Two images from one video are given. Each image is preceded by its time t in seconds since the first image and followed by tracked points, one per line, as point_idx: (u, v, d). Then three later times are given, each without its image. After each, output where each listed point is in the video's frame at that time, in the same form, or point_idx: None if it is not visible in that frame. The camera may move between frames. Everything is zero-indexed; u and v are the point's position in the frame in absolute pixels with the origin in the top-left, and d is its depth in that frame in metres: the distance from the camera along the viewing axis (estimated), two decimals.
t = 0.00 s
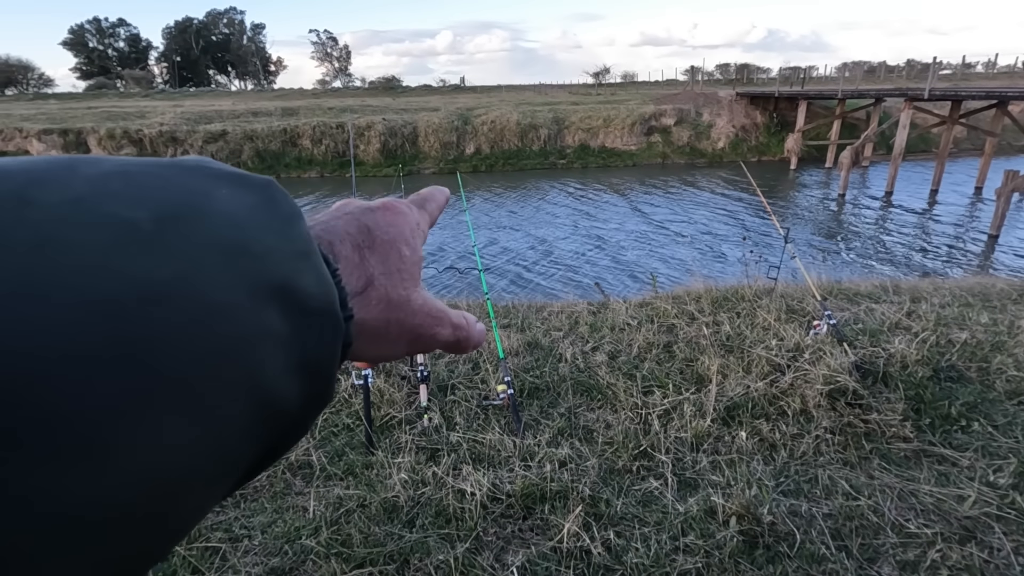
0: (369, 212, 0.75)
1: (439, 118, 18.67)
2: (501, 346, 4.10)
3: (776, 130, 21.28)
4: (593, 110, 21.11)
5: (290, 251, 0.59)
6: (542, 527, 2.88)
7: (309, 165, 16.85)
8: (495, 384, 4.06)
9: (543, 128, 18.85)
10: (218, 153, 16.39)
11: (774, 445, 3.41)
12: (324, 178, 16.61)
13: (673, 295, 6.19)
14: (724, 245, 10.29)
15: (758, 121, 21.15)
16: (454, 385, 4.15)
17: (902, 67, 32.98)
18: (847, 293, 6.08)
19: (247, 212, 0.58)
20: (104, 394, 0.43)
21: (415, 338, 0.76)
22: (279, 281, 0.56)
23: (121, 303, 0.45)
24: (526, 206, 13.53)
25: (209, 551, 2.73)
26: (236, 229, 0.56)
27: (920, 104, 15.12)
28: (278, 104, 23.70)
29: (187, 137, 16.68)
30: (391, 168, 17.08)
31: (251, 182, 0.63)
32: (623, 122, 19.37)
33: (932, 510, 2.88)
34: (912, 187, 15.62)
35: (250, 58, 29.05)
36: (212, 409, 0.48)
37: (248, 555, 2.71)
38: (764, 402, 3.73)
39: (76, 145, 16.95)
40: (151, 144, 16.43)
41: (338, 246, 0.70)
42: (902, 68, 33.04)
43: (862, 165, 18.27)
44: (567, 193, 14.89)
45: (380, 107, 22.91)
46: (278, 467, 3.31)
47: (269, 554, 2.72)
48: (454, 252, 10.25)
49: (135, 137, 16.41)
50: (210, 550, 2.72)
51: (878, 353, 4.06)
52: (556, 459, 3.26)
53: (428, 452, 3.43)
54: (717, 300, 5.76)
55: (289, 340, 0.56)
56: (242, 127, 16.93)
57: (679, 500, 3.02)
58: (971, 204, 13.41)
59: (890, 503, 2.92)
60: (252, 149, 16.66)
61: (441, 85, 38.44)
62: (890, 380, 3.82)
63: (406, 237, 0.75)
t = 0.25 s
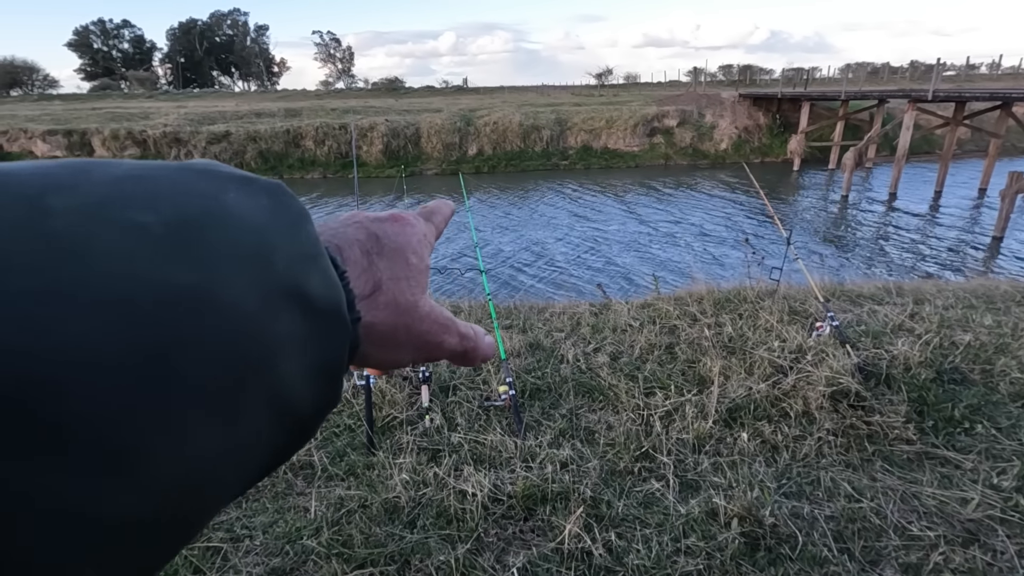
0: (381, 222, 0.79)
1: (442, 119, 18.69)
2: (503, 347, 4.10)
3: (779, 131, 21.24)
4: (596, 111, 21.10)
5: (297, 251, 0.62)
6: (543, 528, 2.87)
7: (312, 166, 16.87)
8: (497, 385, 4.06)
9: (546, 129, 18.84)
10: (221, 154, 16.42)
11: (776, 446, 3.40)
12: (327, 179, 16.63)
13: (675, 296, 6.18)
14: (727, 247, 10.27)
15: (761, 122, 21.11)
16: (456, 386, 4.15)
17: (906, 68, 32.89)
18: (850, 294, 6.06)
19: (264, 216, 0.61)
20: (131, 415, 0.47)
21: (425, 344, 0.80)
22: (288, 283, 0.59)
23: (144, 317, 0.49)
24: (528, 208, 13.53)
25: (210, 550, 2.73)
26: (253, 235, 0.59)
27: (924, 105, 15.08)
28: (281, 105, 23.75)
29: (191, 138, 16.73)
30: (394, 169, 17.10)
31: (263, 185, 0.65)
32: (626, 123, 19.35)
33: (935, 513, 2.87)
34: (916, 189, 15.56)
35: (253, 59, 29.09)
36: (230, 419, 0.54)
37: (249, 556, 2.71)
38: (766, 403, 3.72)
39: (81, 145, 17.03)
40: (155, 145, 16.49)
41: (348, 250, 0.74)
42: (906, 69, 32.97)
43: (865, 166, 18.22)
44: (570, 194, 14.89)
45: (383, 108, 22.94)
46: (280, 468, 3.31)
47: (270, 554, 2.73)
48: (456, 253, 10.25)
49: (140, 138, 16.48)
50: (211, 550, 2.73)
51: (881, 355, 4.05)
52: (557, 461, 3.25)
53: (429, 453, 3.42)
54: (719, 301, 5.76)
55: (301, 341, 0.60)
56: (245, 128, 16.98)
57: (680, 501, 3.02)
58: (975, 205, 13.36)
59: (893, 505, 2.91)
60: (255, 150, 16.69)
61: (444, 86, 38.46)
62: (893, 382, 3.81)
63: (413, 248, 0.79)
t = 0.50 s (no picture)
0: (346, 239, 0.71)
1: (445, 120, 18.71)
2: (505, 347, 4.10)
3: (783, 132, 21.21)
4: (599, 112, 21.09)
5: (271, 273, 0.54)
6: (546, 529, 2.87)
7: (316, 166, 16.91)
8: (500, 386, 4.05)
9: (549, 130, 18.85)
10: (225, 155, 16.48)
11: (779, 448, 3.39)
12: (330, 180, 16.66)
13: (679, 297, 6.17)
14: (730, 248, 10.25)
15: (764, 123, 21.09)
16: (459, 386, 4.15)
17: (910, 69, 32.81)
18: (854, 296, 6.04)
19: (235, 236, 0.54)
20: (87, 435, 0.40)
21: (399, 362, 0.72)
22: (260, 301, 0.52)
23: (109, 339, 0.42)
24: (532, 208, 13.54)
25: (214, 549, 2.74)
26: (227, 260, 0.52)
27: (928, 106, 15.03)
28: (285, 105, 23.83)
29: (195, 138, 16.79)
30: (397, 170, 17.13)
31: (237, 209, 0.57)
32: (629, 124, 19.35)
33: (940, 515, 2.86)
34: (920, 190, 15.51)
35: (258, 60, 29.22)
36: (197, 438, 0.47)
37: (253, 555, 2.72)
38: (769, 405, 3.71)
39: (85, 146, 17.10)
40: (159, 146, 16.56)
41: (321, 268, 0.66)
42: (910, 70, 32.90)
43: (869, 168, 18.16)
44: (573, 195, 14.88)
45: (386, 109, 22.99)
46: (283, 467, 3.32)
47: (273, 553, 2.73)
48: (459, 253, 10.25)
49: (144, 138, 16.54)
50: (214, 550, 2.73)
51: (886, 356, 4.04)
52: (560, 461, 3.25)
53: (432, 453, 3.42)
54: (722, 302, 5.74)
55: (279, 358, 0.53)
56: (249, 129, 17.04)
57: (684, 502, 3.01)
58: (979, 207, 13.30)
59: (897, 508, 2.90)
60: (258, 151, 16.75)
61: (447, 87, 38.53)
62: (898, 384, 3.79)
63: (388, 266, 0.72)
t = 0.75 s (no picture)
0: (310, 284, 0.60)
1: (448, 120, 18.74)
2: (506, 349, 4.10)
3: (785, 133, 21.18)
4: (602, 112, 21.11)
5: (205, 324, 0.47)
6: (546, 530, 2.87)
7: (318, 166, 16.96)
8: (500, 387, 4.06)
9: (551, 131, 18.87)
10: (228, 155, 16.55)
11: (780, 450, 3.39)
12: (333, 180, 16.69)
13: (680, 298, 6.17)
14: (732, 249, 10.26)
15: (767, 124, 21.07)
16: (460, 387, 4.16)
17: (914, 71, 32.77)
18: (856, 297, 6.03)
19: (164, 290, 0.47)
20: None
21: (324, 436, 0.60)
22: (194, 356, 0.46)
23: (15, 410, 0.35)
24: (533, 209, 13.55)
25: (214, 550, 2.75)
26: (157, 305, 0.45)
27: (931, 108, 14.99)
28: (288, 106, 23.91)
29: (198, 138, 16.86)
30: (399, 171, 17.14)
31: (176, 260, 0.51)
32: (631, 125, 19.35)
33: (941, 518, 2.85)
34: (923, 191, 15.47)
35: (261, 61, 29.33)
36: (108, 508, 0.41)
37: (253, 555, 2.72)
38: (771, 407, 3.71)
39: (89, 146, 17.18)
40: (162, 146, 16.64)
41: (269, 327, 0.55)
42: (913, 72, 32.88)
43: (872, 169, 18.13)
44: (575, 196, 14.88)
45: (389, 109, 23.05)
46: (284, 468, 3.33)
47: (274, 553, 2.73)
48: (461, 254, 10.26)
49: (147, 138, 16.61)
50: (215, 550, 2.74)
51: (887, 359, 4.03)
52: (560, 463, 3.25)
53: (433, 454, 3.43)
54: (723, 303, 5.75)
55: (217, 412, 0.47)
56: (252, 129, 17.11)
57: (684, 504, 3.01)
58: (982, 209, 13.27)
59: (898, 510, 2.90)
60: (261, 151, 16.80)
61: (450, 87, 38.62)
62: (899, 387, 3.79)
63: (339, 329, 0.58)
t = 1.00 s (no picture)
0: None
1: (450, 120, 18.76)
2: (506, 349, 4.10)
3: (788, 134, 21.16)
4: (604, 113, 21.11)
5: None
6: (546, 530, 2.87)
7: (320, 166, 16.99)
8: (500, 387, 4.06)
9: (553, 131, 18.88)
10: (231, 155, 16.59)
11: (780, 452, 3.38)
12: (334, 180, 16.72)
13: (681, 299, 6.17)
14: (733, 250, 10.25)
15: (769, 125, 21.05)
16: (460, 387, 4.16)
17: (917, 71, 32.75)
18: (857, 299, 6.02)
19: None
20: None
21: None
22: None
23: None
24: (535, 209, 13.55)
25: (214, 549, 2.75)
26: None
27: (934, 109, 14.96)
28: (291, 106, 23.97)
29: (201, 138, 16.91)
30: (400, 171, 17.16)
31: None
32: (633, 125, 19.34)
33: (942, 520, 2.84)
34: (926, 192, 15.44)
35: (264, 60, 29.41)
36: None
37: (253, 555, 2.72)
38: (771, 408, 3.70)
39: (92, 145, 17.23)
40: (165, 145, 16.69)
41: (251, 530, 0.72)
42: (916, 73, 32.88)
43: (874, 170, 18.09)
44: (577, 196, 14.87)
45: (391, 109, 23.09)
46: (284, 467, 3.34)
47: (273, 553, 2.73)
48: (463, 254, 10.27)
49: (150, 138, 16.65)
50: (215, 549, 2.75)
51: (888, 360, 4.02)
52: (560, 463, 3.25)
53: (432, 454, 3.43)
54: (725, 304, 5.74)
55: None
56: (254, 129, 17.16)
57: (683, 505, 3.01)
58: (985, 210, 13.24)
59: (898, 512, 2.89)
60: (263, 150, 16.84)
61: (452, 87, 38.67)
62: (900, 388, 3.78)
63: None
